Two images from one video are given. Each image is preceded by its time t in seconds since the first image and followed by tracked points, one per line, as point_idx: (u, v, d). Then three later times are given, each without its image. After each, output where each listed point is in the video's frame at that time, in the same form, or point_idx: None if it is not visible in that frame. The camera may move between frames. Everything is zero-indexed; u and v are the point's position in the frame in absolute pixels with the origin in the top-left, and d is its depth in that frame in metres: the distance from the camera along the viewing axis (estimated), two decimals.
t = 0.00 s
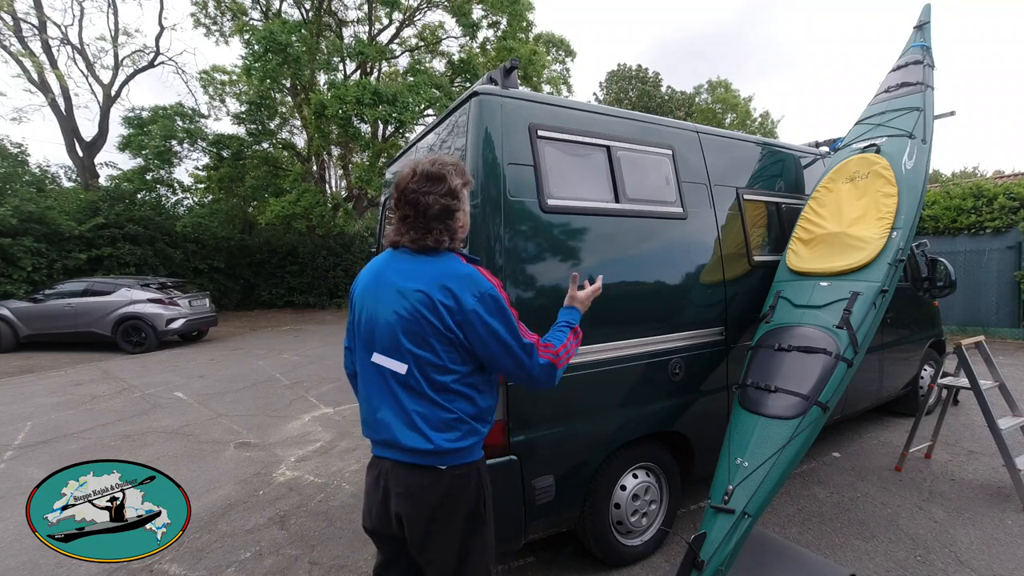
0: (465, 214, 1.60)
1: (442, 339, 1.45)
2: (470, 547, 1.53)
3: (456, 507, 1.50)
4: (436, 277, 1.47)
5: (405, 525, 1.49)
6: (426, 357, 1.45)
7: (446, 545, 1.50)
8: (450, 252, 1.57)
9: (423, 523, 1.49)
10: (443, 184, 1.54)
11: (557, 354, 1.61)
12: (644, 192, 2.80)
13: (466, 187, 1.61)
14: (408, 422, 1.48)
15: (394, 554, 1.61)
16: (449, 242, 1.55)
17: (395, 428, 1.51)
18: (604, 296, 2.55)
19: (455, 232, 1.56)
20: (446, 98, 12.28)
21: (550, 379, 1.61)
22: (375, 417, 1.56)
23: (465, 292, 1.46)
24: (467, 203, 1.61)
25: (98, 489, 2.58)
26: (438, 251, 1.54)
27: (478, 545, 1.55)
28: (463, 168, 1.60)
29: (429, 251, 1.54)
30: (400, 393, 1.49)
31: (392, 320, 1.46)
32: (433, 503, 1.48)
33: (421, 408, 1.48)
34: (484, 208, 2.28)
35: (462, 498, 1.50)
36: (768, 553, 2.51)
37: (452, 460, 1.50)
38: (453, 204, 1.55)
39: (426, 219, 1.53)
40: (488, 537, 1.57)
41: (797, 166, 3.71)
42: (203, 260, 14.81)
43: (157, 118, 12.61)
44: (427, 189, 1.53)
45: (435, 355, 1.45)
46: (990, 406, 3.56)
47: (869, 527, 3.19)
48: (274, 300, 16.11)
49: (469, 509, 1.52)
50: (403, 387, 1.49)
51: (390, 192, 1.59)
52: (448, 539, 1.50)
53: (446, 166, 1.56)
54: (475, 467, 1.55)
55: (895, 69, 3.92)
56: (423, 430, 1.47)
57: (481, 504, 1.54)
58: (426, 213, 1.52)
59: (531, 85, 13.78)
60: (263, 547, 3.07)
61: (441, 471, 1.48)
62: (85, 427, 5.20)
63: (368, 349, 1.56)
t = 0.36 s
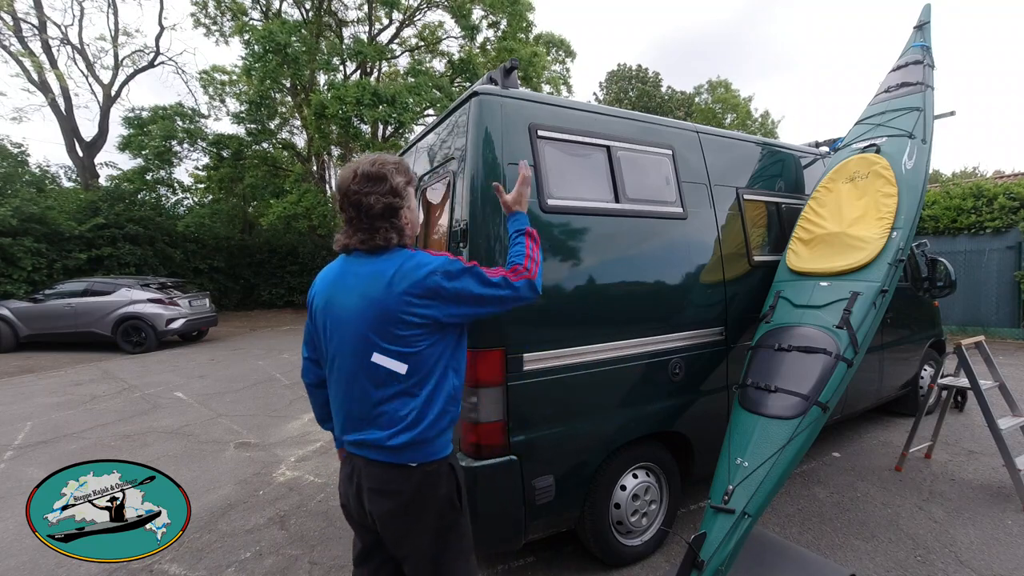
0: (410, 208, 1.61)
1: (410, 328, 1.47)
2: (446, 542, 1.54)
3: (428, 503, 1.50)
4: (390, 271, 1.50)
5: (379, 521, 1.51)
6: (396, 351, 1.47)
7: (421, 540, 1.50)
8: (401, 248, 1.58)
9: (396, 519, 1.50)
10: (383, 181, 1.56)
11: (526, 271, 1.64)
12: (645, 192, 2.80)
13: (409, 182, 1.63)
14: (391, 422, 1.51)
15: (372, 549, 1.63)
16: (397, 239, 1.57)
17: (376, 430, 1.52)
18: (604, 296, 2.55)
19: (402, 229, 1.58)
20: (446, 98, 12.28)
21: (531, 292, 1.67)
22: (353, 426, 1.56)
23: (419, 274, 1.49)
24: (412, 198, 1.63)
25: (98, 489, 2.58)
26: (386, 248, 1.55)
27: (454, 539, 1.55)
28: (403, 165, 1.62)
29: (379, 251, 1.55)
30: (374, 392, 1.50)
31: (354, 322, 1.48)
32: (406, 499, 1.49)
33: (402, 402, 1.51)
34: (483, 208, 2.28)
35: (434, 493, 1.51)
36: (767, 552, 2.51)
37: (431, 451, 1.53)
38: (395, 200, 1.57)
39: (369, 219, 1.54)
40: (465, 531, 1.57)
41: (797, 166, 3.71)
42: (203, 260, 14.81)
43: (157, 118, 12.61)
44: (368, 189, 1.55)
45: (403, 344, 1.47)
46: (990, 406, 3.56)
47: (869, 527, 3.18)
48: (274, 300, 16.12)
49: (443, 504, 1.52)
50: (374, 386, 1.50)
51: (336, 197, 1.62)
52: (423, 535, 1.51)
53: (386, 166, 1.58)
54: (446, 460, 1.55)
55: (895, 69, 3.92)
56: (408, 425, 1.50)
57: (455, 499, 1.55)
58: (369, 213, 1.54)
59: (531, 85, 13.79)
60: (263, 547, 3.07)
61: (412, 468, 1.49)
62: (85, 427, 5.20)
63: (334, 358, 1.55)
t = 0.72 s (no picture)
0: (379, 207, 1.61)
1: (388, 312, 1.48)
2: (441, 534, 1.55)
3: (419, 496, 1.52)
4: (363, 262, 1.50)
5: (368, 517, 1.51)
6: (378, 338, 1.48)
7: (413, 534, 1.52)
8: (373, 245, 1.58)
9: (386, 513, 1.50)
10: (351, 179, 1.55)
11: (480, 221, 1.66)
12: (645, 192, 2.80)
13: (379, 181, 1.63)
14: (380, 414, 1.51)
15: (362, 548, 1.64)
16: (369, 236, 1.56)
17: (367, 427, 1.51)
18: (604, 296, 2.55)
19: (372, 226, 1.58)
20: (446, 99, 12.28)
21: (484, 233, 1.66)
22: (342, 428, 1.55)
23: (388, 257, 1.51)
24: (381, 196, 1.63)
25: (98, 489, 2.58)
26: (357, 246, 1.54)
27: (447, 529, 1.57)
28: (372, 163, 1.61)
29: (351, 249, 1.55)
30: (363, 386, 1.50)
31: (337, 318, 1.47)
32: (396, 493, 1.50)
33: (392, 392, 1.52)
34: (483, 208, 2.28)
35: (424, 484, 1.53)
36: (767, 552, 2.51)
37: (421, 438, 1.56)
38: (365, 198, 1.56)
39: (338, 218, 1.53)
40: (457, 523, 1.60)
41: (797, 166, 3.71)
42: (203, 260, 14.80)
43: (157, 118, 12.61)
44: (336, 188, 1.54)
45: (388, 330, 1.49)
46: (990, 406, 3.56)
47: (869, 527, 3.18)
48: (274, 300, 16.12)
49: (435, 496, 1.54)
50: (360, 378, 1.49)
51: (304, 196, 1.61)
52: (414, 527, 1.52)
53: (354, 165, 1.58)
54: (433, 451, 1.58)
55: (895, 69, 3.92)
56: (397, 412, 1.51)
57: (446, 490, 1.58)
58: (337, 212, 1.53)
59: (531, 85, 13.79)
60: (263, 547, 3.07)
61: (403, 460, 1.52)
62: (85, 427, 5.20)
63: (315, 359, 1.53)
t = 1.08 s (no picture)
0: (369, 210, 1.62)
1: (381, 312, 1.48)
2: (438, 532, 1.56)
3: (415, 495, 1.53)
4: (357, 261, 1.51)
5: (364, 520, 1.51)
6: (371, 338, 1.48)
7: (410, 533, 1.52)
8: (360, 245, 1.58)
9: (383, 514, 1.51)
10: (340, 182, 1.55)
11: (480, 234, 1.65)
12: (645, 192, 2.79)
13: (370, 184, 1.63)
14: (369, 413, 1.50)
15: (357, 549, 1.64)
16: (355, 237, 1.56)
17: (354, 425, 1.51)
18: (604, 296, 2.55)
19: (358, 228, 1.57)
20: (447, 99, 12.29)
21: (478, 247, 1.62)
22: (332, 425, 1.55)
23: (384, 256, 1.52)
24: (371, 199, 1.63)
25: (99, 489, 2.58)
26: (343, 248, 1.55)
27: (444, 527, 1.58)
28: (362, 166, 1.61)
29: (338, 249, 1.55)
30: (356, 384, 1.50)
31: (332, 316, 1.46)
32: (393, 493, 1.50)
33: (382, 393, 1.52)
34: (483, 208, 2.29)
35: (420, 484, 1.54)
36: (768, 552, 2.51)
37: (413, 436, 1.57)
38: (354, 201, 1.57)
39: (326, 219, 1.54)
40: (453, 520, 1.62)
41: (797, 166, 3.71)
42: (203, 260, 14.80)
43: (157, 118, 12.62)
44: (323, 190, 1.55)
45: (380, 330, 1.49)
46: (990, 406, 3.56)
47: (869, 527, 3.18)
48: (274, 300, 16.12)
49: (431, 494, 1.56)
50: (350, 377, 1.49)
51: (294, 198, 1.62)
52: (412, 527, 1.52)
53: (344, 168, 1.58)
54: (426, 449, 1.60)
55: (895, 69, 3.92)
56: (389, 411, 1.51)
57: (441, 487, 1.59)
58: (323, 214, 1.53)
59: (531, 85, 13.80)
60: (263, 547, 3.07)
61: (397, 459, 1.52)
62: (85, 427, 5.20)
63: (308, 359, 1.53)
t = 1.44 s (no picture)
0: (376, 215, 1.62)
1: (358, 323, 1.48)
2: (428, 538, 1.55)
3: (402, 501, 1.52)
4: (361, 267, 1.52)
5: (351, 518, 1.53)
6: (351, 352, 1.49)
7: (395, 539, 1.52)
8: (360, 247, 1.60)
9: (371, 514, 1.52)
10: (349, 184, 1.58)
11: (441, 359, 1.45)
12: (645, 192, 2.79)
13: (384, 190, 1.64)
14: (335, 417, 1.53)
15: (352, 551, 1.66)
16: (355, 238, 1.58)
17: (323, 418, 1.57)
18: (604, 296, 2.55)
19: (360, 230, 1.59)
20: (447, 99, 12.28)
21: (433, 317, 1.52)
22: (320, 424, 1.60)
23: (383, 280, 1.50)
24: (381, 204, 1.64)
25: (99, 490, 2.58)
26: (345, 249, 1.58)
27: (433, 535, 1.56)
28: (376, 172, 1.63)
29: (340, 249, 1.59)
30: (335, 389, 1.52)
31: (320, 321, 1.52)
32: (380, 496, 1.51)
33: (355, 403, 1.50)
34: (483, 208, 2.29)
35: (407, 490, 1.53)
36: (767, 553, 2.51)
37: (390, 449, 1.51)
38: (362, 205, 1.59)
39: (332, 218, 1.59)
40: (445, 526, 1.59)
41: (797, 166, 3.71)
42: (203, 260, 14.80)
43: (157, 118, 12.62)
44: (332, 190, 1.59)
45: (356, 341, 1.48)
46: (990, 406, 3.56)
47: (869, 527, 3.19)
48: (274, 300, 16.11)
49: (419, 500, 1.54)
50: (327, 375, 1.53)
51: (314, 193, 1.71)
52: (397, 530, 1.51)
53: (357, 172, 1.61)
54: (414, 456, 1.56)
55: (895, 69, 3.92)
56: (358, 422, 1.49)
57: (431, 494, 1.57)
58: (329, 213, 1.59)
59: (531, 85, 13.81)
60: (263, 547, 3.07)
61: (380, 466, 1.51)
62: (85, 427, 5.20)
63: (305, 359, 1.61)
